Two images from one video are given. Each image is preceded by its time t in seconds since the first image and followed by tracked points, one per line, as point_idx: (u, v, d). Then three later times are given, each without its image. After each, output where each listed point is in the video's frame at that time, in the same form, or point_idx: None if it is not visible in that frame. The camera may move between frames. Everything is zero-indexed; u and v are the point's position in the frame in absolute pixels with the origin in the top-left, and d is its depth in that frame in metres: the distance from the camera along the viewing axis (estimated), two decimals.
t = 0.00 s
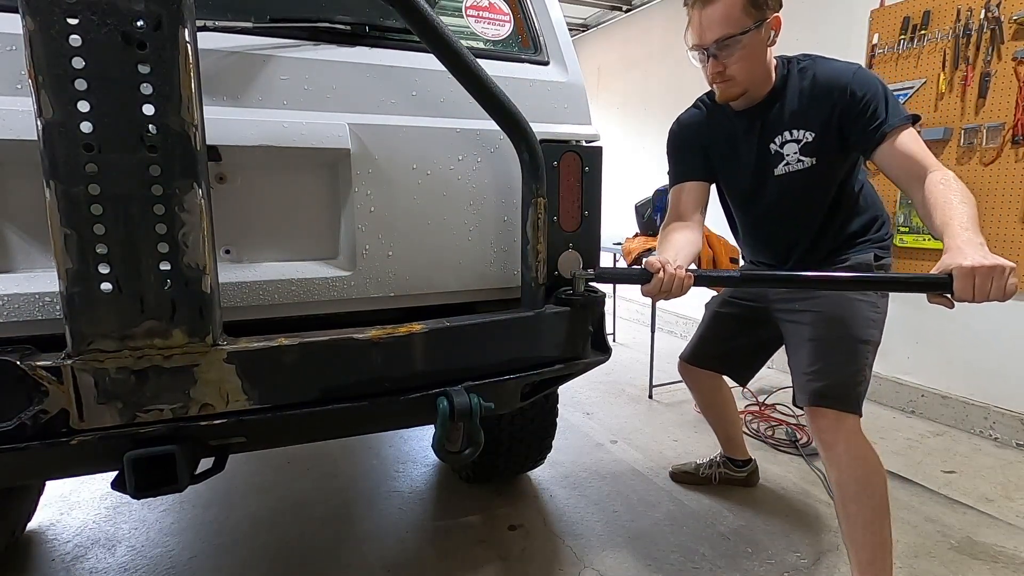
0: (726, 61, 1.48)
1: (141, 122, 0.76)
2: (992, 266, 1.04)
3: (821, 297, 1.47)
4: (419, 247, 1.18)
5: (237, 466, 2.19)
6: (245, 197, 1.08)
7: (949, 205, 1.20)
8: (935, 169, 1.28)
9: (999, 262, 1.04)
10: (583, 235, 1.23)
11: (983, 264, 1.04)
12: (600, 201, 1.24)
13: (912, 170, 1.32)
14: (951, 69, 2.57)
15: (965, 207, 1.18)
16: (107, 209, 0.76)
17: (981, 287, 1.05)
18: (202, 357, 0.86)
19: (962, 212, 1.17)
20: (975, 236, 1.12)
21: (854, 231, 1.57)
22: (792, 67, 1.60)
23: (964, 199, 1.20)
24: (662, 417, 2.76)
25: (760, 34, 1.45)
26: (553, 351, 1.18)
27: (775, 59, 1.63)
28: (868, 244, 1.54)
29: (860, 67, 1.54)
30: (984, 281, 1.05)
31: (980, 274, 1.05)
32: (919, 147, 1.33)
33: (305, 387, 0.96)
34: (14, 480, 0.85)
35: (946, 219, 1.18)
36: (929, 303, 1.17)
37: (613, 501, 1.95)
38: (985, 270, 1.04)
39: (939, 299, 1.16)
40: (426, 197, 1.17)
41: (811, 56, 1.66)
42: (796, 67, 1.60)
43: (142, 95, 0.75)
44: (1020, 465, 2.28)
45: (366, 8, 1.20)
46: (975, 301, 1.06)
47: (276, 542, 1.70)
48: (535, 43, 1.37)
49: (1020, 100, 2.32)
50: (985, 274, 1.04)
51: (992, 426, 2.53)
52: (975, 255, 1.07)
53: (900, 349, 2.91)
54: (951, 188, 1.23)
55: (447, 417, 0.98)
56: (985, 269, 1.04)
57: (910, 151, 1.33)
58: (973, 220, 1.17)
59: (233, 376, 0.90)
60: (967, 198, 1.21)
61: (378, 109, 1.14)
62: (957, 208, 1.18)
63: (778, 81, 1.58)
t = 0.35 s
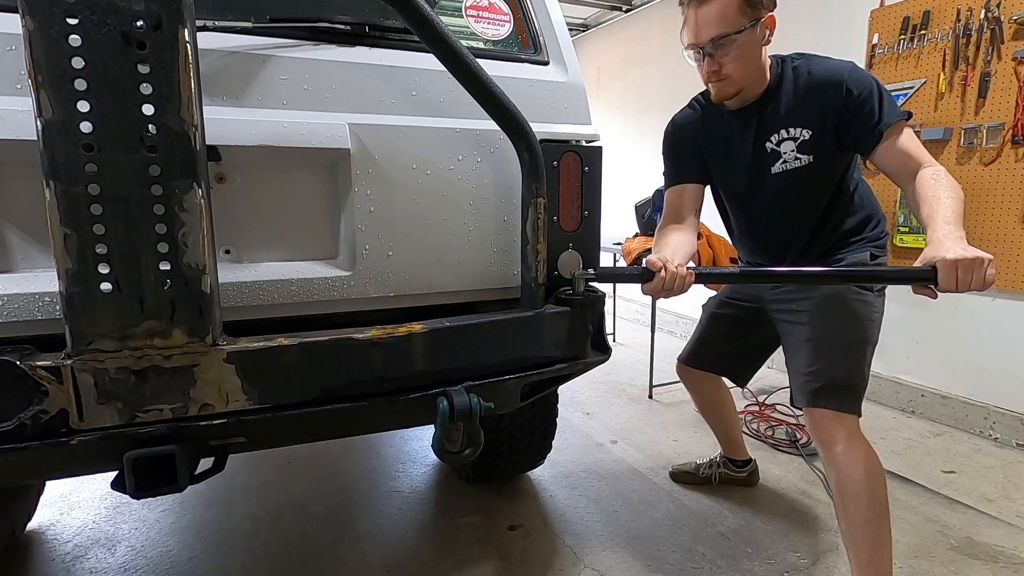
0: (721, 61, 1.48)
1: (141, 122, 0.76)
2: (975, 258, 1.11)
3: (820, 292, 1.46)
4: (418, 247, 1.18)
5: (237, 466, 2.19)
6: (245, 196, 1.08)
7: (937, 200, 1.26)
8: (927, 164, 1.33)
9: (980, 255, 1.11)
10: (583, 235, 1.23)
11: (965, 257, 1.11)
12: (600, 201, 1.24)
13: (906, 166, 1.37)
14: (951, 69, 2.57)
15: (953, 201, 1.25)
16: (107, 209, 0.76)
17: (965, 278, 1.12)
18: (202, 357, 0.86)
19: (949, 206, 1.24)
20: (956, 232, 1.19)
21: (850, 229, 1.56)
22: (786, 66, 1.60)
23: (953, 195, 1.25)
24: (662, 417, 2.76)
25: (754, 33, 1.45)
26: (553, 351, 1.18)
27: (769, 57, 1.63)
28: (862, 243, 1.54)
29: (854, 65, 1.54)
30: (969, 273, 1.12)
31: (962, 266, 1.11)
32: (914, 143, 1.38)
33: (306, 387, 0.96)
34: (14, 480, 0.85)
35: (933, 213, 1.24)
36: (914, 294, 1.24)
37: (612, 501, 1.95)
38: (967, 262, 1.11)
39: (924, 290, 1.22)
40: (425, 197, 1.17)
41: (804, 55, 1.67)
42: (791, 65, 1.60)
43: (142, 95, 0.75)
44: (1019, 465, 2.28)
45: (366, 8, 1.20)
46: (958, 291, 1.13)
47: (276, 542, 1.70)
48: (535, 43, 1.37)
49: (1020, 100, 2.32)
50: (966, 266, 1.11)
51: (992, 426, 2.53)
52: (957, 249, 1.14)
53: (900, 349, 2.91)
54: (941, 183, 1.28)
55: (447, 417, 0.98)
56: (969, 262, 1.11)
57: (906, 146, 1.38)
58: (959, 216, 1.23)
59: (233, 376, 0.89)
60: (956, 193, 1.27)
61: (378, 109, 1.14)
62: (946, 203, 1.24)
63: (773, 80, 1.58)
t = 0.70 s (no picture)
0: (714, 61, 1.47)
1: (142, 123, 0.76)
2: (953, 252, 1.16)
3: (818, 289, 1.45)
4: (417, 247, 1.18)
5: (237, 466, 2.19)
6: (245, 196, 1.08)
7: (921, 193, 1.31)
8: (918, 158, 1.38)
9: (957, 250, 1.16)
10: (583, 235, 1.23)
11: (944, 253, 1.17)
12: (600, 201, 1.24)
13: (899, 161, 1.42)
14: (951, 69, 2.57)
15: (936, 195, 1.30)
16: (107, 209, 0.76)
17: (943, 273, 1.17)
18: (201, 357, 0.86)
19: (930, 200, 1.29)
20: (932, 227, 1.25)
21: (842, 226, 1.56)
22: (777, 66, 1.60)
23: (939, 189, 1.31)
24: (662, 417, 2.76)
25: (746, 34, 1.45)
26: (553, 351, 1.18)
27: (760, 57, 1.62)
28: (854, 241, 1.54)
29: (842, 64, 1.56)
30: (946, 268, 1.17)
31: (940, 261, 1.17)
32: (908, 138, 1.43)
33: (306, 387, 0.96)
34: (14, 480, 0.85)
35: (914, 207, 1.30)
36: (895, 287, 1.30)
37: (612, 501, 1.95)
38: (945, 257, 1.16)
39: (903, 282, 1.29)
40: (424, 197, 1.17)
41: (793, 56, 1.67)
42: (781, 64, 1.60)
43: (142, 94, 0.75)
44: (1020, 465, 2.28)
45: (367, 8, 1.20)
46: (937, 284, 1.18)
47: (276, 542, 1.70)
48: (535, 43, 1.37)
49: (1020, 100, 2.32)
50: (944, 262, 1.17)
51: (991, 426, 2.53)
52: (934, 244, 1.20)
53: (900, 349, 2.91)
54: (928, 177, 1.33)
55: (447, 417, 0.98)
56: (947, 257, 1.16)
57: (900, 142, 1.42)
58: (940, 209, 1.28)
59: (233, 376, 0.90)
60: (942, 186, 1.32)
61: (378, 109, 1.14)
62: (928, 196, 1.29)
63: (763, 80, 1.57)
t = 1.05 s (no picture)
0: (708, 62, 1.47)
1: (142, 123, 0.76)
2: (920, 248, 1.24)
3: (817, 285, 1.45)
4: (416, 246, 1.18)
5: (236, 466, 2.19)
6: (245, 196, 1.08)
7: (903, 187, 1.37)
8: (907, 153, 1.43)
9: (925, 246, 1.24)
10: (583, 236, 1.23)
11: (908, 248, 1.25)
12: (600, 200, 1.24)
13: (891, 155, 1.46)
14: (951, 69, 2.57)
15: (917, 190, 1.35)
16: (107, 209, 0.76)
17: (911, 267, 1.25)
18: (201, 357, 0.86)
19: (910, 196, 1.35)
20: (907, 222, 1.32)
21: (837, 224, 1.57)
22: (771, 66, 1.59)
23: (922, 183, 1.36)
24: (662, 417, 2.76)
25: (739, 35, 1.45)
26: (553, 351, 1.18)
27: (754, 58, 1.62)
28: (851, 239, 1.55)
29: (835, 63, 1.56)
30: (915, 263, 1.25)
31: (914, 256, 1.25)
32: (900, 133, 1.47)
33: (306, 387, 0.96)
34: (14, 480, 0.85)
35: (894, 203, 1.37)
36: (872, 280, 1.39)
37: (612, 501, 1.95)
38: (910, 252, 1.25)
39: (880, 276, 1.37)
40: (424, 197, 1.17)
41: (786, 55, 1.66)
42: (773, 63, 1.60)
43: (142, 94, 0.75)
44: (1020, 465, 2.28)
45: (367, 8, 1.20)
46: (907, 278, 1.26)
47: (276, 542, 1.70)
48: (535, 43, 1.37)
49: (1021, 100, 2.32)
50: (918, 257, 1.25)
51: (992, 426, 2.53)
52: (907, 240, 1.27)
53: (900, 349, 2.91)
54: (913, 172, 1.39)
55: (447, 417, 0.98)
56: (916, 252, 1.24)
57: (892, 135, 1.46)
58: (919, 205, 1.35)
59: (233, 376, 0.90)
60: (925, 181, 1.37)
61: (378, 109, 1.14)
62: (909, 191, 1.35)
63: (757, 80, 1.57)
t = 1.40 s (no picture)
0: (709, 57, 1.47)
1: (141, 123, 0.76)
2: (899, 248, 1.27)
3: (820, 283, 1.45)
4: (416, 246, 1.18)
5: (237, 466, 2.19)
6: (245, 196, 1.08)
7: (898, 182, 1.37)
8: (913, 146, 1.42)
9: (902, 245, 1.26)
10: (583, 236, 1.23)
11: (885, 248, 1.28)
12: (600, 200, 1.24)
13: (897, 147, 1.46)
14: (951, 69, 2.56)
15: (911, 185, 1.36)
16: (106, 209, 0.76)
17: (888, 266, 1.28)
18: (201, 357, 0.86)
19: (902, 192, 1.36)
20: (894, 219, 1.34)
21: (841, 219, 1.57)
22: (773, 62, 1.59)
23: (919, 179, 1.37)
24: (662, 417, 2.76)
25: (741, 30, 1.45)
26: (553, 351, 1.18)
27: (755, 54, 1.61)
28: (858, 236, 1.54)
29: (839, 58, 1.56)
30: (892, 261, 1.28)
31: (898, 255, 1.27)
32: (909, 125, 1.45)
33: (306, 387, 0.96)
34: (14, 481, 0.85)
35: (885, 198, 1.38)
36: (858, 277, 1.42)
37: (612, 501, 1.95)
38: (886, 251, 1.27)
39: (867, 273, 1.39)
40: (424, 197, 1.17)
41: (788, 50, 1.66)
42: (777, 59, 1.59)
43: (141, 95, 0.75)
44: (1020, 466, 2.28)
45: (366, 8, 1.20)
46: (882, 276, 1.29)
47: (276, 542, 1.70)
48: (534, 43, 1.37)
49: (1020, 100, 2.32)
50: (901, 256, 1.27)
51: (992, 426, 2.52)
52: (890, 237, 1.29)
53: (900, 349, 2.91)
54: (913, 166, 1.39)
55: (447, 418, 0.98)
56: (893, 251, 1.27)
57: (900, 127, 1.45)
58: (911, 202, 1.35)
59: (232, 376, 0.89)
60: (924, 177, 1.37)
61: (378, 109, 1.14)
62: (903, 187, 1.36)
63: (758, 75, 1.56)
